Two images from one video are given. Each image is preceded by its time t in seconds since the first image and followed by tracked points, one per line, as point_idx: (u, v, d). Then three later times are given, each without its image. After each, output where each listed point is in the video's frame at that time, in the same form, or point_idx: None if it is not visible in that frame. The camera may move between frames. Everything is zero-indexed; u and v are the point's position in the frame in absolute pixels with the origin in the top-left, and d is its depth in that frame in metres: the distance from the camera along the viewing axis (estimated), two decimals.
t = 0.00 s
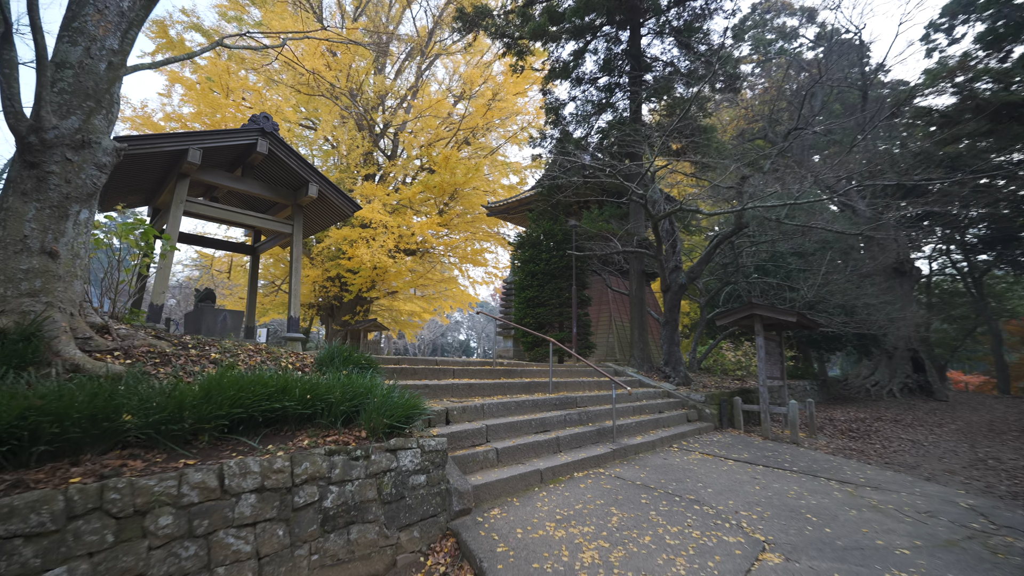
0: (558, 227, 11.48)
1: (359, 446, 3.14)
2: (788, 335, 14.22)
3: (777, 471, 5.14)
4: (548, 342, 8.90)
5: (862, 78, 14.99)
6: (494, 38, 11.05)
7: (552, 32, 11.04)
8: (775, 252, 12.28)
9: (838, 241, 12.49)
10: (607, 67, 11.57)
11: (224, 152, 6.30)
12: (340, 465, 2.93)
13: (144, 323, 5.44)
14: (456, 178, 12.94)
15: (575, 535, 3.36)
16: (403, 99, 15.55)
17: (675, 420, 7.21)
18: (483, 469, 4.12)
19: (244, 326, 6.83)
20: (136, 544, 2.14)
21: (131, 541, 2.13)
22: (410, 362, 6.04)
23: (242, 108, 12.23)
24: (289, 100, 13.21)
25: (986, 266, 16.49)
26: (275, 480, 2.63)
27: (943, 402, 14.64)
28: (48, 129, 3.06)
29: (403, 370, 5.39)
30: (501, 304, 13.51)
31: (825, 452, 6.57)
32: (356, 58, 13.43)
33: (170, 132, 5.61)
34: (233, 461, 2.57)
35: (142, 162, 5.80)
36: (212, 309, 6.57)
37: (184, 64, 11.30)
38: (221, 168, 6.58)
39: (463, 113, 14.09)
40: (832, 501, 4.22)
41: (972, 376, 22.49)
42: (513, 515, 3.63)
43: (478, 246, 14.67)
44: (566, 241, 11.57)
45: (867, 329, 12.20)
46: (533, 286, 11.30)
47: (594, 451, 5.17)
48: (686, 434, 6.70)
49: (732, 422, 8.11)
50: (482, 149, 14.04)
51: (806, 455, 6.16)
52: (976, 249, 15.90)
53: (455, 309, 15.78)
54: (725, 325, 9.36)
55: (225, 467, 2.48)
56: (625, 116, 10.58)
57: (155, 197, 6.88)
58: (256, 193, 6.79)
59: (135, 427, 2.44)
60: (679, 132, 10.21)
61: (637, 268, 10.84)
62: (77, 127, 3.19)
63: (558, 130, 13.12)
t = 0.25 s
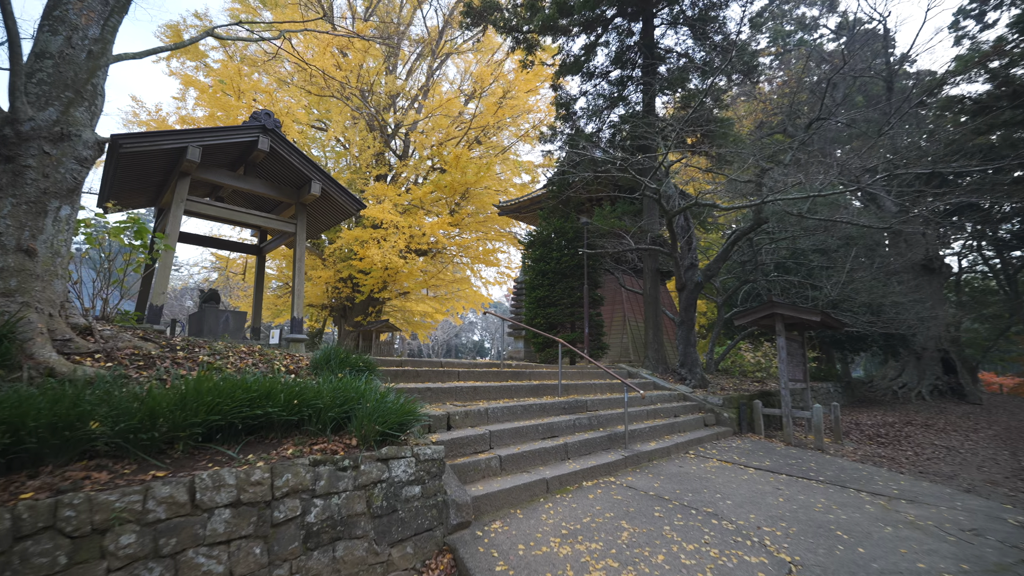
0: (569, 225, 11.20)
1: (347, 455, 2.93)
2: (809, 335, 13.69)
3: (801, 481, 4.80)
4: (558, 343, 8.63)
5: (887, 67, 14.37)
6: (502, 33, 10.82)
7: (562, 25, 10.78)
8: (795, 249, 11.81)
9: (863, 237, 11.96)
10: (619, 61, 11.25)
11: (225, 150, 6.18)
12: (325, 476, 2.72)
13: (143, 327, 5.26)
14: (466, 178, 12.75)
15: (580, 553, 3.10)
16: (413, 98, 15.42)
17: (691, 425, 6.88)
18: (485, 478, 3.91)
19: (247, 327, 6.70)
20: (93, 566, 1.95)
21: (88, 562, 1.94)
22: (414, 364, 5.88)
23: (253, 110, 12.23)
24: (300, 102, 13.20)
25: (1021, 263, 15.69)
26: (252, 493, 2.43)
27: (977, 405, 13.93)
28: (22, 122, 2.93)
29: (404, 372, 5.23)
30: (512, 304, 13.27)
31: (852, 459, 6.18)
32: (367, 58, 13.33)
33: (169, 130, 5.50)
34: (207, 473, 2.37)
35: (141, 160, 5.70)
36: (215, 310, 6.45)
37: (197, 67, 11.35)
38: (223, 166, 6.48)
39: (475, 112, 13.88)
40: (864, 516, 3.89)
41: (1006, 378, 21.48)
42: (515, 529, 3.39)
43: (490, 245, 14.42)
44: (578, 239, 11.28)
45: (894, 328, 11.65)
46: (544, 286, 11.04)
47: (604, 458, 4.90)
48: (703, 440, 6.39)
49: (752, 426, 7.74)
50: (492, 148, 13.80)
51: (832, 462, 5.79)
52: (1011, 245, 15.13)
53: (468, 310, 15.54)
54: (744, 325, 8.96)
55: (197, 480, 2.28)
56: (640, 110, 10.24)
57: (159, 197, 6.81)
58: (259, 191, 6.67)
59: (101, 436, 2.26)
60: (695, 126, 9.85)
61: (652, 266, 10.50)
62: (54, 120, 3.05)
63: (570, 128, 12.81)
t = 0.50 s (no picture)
0: (576, 222, 10.93)
1: (329, 462, 2.73)
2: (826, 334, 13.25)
3: (821, 490, 4.49)
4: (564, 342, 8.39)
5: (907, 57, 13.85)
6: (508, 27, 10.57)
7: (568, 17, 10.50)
8: (811, 245, 11.41)
9: (882, 233, 11.52)
10: (627, 52, 10.95)
11: (220, 144, 6.03)
12: (301, 486, 2.50)
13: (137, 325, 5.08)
14: (473, 175, 12.50)
15: (581, 568, 2.86)
16: (418, 95, 15.25)
17: (703, 428, 6.58)
18: (482, 486, 3.71)
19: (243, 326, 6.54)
20: None
21: None
22: (414, 364, 5.71)
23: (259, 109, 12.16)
24: (306, 102, 13.10)
25: None
26: (217, 505, 2.22)
27: (1003, 408, 13.38)
28: None
29: (402, 373, 5.06)
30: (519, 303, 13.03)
31: (874, 465, 5.84)
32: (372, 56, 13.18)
33: (161, 123, 5.36)
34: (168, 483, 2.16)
35: (134, 156, 5.56)
36: (210, 309, 6.30)
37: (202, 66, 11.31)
38: (219, 162, 6.33)
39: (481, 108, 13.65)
40: (893, 529, 3.58)
41: None
42: (512, 541, 3.16)
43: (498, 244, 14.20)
44: (585, 237, 11.01)
45: (915, 327, 11.20)
46: (550, 284, 10.78)
47: (610, 464, 4.64)
48: (715, 443, 6.10)
49: (766, 429, 7.42)
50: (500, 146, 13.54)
51: (854, 469, 5.46)
52: None
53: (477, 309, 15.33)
54: (758, 324, 8.61)
55: (157, 491, 2.09)
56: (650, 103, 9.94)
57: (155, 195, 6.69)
58: (255, 187, 6.53)
59: (53, 442, 2.07)
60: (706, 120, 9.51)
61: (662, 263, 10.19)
62: (20, 105, 2.91)
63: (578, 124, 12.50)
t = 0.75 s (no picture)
0: (579, 219, 10.68)
1: (301, 474, 2.50)
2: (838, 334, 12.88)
3: (838, 500, 4.21)
4: (565, 343, 8.13)
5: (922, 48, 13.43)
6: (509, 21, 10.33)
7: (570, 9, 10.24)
8: (822, 242, 11.07)
9: (896, 229, 11.15)
10: (630, 46, 10.67)
11: (209, 140, 5.85)
12: (266, 502, 2.28)
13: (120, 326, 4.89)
14: (476, 174, 12.25)
15: None
16: (420, 94, 15.05)
17: (710, 432, 6.30)
18: (474, 496, 3.49)
19: (235, 326, 6.35)
20: None
21: None
22: (408, 366, 5.52)
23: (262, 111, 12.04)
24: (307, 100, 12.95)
25: None
26: (170, 523, 2.01)
27: None
28: None
29: (394, 375, 4.86)
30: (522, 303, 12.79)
31: (892, 472, 5.54)
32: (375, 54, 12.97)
33: (146, 117, 5.18)
34: (114, 501, 1.93)
35: (120, 152, 5.40)
36: (200, 309, 6.12)
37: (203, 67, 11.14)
38: (209, 158, 6.16)
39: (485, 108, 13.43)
40: (918, 546, 3.30)
41: None
42: (503, 558, 2.93)
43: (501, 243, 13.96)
44: (589, 235, 10.75)
45: (932, 327, 10.81)
46: (553, 283, 10.53)
47: (612, 472, 4.39)
48: (723, 448, 5.83)
49: (777, 432, 7.12)
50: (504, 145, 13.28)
51: (871, 476, 5.16)
52: None
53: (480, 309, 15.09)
54: (768, 323, 8.29)
55: (99, 510, 1.87)
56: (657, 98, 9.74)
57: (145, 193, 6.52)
58: (247, 183, 6.35)
59: None
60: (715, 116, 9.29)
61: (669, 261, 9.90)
62: None
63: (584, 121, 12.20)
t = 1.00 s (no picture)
0: (585, 217, 10.39)
1: (270, 488, 2.28)
2: (857, 334, 12.42)
3: (863, 513, 3.89)
4: (570, 343, 7.88)
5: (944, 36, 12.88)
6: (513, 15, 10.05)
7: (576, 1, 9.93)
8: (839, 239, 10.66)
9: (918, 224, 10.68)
10: (637, 38, 10.34)
11: (202, 135, 5.70)
12: (227, 522, 2.05)
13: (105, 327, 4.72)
14: (482, 173, 11.96)
15: None
16: (426, 92, 14.81)
17: (723, 437, 5.99)
18: (467, 509, 3.26)
19: (229, 327, 6.18)
20: None
21: None
22: (405, 368, 5.29)
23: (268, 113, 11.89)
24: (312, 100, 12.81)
25: None
26: (114, 548, 1.79)
27: None
28: None
29: (389, 378, 4.64)
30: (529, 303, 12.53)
31: (919, 480, 5.20)
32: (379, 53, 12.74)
33: (134, 112, 5.03)
34: (50, 523, 1.73)
35: (110, 147, 5.26)
36: (193, 309, 5.96)
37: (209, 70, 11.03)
38: (202, 154, 6.00)
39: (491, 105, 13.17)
40: (956, 568, 2.99)
41: None
42: None
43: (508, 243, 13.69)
44: (596, 232, 10.46)
45: (956, 326, 10.34)
46: (559, 282, 10.26)
47: (618, 481, 4.11)
48: (737, 454, 5.53)
49: (793, 437, 6.78)
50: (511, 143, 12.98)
51: (898, 486, 4.82)
52: None
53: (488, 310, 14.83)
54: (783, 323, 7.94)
55: (30, 534, 1.66)
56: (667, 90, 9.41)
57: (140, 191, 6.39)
58: (242, 180, 6.19)
59: None
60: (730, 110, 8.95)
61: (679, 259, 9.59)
62: None
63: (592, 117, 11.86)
